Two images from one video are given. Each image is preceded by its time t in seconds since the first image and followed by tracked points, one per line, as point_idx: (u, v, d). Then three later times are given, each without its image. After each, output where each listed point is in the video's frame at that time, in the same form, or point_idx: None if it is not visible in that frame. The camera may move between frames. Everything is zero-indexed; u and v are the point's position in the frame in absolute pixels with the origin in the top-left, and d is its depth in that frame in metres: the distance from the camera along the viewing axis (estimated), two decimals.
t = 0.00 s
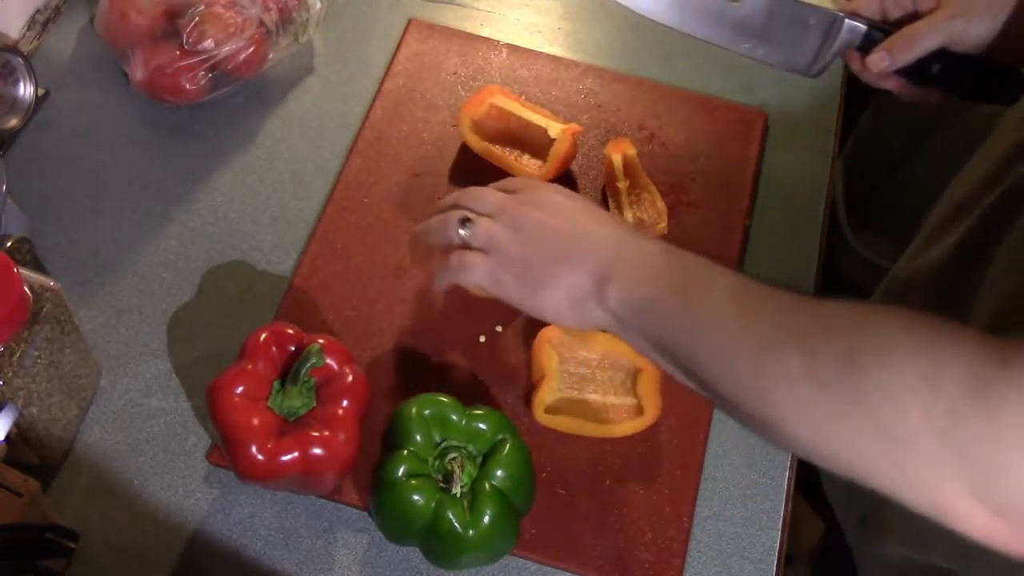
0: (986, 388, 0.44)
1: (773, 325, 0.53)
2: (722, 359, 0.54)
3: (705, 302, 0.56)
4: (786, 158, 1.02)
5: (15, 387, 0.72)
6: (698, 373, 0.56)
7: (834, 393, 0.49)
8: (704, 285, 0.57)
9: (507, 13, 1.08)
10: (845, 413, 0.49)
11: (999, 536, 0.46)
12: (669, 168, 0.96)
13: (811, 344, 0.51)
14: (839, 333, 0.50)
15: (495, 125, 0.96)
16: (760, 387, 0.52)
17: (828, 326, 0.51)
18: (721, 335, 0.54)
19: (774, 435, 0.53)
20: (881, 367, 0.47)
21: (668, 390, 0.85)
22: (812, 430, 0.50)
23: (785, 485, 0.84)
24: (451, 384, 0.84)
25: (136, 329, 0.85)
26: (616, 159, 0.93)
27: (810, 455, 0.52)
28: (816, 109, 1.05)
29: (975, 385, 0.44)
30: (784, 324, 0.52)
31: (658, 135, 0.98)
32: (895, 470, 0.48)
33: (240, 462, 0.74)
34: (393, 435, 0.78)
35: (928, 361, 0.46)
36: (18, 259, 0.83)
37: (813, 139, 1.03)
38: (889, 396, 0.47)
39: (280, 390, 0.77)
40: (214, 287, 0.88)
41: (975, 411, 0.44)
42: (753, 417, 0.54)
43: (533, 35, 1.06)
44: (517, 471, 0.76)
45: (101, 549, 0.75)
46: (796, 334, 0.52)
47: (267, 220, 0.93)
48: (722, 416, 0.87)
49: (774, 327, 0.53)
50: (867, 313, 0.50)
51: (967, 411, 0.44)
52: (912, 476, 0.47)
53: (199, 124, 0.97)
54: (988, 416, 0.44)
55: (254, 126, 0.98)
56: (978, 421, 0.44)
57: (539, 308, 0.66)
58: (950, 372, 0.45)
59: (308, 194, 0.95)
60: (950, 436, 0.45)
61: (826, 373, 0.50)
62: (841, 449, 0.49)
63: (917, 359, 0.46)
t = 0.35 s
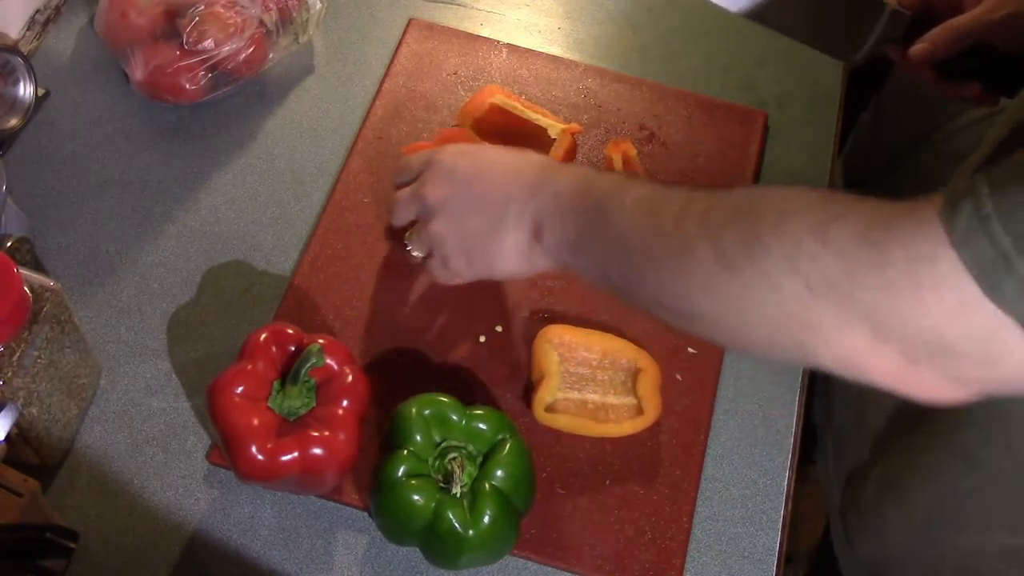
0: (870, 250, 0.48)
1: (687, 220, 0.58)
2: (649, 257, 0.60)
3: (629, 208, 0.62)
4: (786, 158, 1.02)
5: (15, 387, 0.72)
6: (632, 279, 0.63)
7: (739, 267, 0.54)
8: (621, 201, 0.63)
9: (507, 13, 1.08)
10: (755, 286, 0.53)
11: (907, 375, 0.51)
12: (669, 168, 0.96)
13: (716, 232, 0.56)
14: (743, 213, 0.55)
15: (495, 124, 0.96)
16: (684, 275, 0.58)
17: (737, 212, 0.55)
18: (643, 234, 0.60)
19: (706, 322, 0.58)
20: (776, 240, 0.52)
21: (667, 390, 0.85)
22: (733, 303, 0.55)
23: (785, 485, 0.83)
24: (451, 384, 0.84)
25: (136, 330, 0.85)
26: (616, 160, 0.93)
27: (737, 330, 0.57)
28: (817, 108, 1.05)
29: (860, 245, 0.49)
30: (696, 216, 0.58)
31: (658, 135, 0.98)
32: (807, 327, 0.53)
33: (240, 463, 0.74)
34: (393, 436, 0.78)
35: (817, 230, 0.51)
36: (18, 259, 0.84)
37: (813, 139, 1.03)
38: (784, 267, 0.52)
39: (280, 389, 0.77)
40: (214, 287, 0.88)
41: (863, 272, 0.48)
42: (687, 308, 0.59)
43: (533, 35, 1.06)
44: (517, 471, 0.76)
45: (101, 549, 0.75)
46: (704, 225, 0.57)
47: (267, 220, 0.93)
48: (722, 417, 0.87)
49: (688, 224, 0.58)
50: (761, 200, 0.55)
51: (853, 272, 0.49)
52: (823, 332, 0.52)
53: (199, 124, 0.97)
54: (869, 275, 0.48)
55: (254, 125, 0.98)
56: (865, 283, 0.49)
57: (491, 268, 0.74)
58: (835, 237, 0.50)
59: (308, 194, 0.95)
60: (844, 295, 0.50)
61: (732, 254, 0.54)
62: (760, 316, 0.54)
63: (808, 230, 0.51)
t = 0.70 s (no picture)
0: (886, 108, 0.49)
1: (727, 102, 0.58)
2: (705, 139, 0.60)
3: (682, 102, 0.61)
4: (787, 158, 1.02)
5: (15, 387, 0.72)
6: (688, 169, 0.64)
7: (773, 139, 0.55)
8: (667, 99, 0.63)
9: (507, 13, 1.08)
10: (789, 152, 0.55)
11: (937, 223, 0.52)
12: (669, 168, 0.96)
13: (752, 113, 0.56)
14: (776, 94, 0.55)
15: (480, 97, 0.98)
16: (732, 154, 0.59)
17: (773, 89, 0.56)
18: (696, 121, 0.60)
19: (753, 198, 0.60)
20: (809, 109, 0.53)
21: (667, 389, 0.85)
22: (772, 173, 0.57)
23: (786, 485, 0.83)
24: (451, 384, 0.83)
25: (136, 330, 0.85)
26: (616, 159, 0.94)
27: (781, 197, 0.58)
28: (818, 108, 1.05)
29: (880, 109, 0.49)
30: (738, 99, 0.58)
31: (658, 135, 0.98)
32: (841, 189, 0.54)
33: (240, 463, 0.74)
34: (393, 436, 0.78)
35: (843, 98, 0.51)
36: (18, 259, 0.83)
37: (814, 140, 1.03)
38: (817, 134, 0.53)
39: (280, 390, 0.77)
40: (214, 288, 0.88)
41: (880, 132, 0.50)
42: (734, 185, 0.60)
43: (533, 35, 1.06)
44: (517, 470, 0.76)
45: (101, 549, 0.75)
46: (743, 106, 0.57)
47: (267, 219, 0.93)
48: (723, 416, 0.87)
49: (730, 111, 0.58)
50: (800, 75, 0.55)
51: (874, 134, 0.50)
52: (853, 190, 0.53)
53: (199, 124, 0.97)
54: (888, 135, 0.49)
55: (254, 126, 0.98)
56: (889, 138, 0.49)
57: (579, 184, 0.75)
58: (858, 99, 0.50)
59: (309, 194, 0.95)
60: (870, 156, 0.51)
61: (768, 128, 0.55)
62: (797, 181, 0.56)
63: (834, 101, 0.52)
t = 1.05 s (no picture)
0: (931, 216, 0.53)
1: (758, 180, 0.61)
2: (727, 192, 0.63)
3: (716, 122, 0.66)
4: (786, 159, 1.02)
5: (15, 387, 0.72)
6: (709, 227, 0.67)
7: (824, 232, 0.57)
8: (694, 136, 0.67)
9: (507, 13, 1.08)
10: (835, 248, 0.57)
11: (971, 333, 0.55)
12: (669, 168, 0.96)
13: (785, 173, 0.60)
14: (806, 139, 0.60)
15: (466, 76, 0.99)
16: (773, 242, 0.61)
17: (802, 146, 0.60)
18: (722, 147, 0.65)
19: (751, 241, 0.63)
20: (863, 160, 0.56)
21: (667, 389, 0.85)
22: (818, 263, 0.59)
23: (785, 485, 0.84)
24: (450, 384, 0.83)
25: (136, 330, 0.85)
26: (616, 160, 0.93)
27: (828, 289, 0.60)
28: (818, 108, 1.05)
29: (930, 205, 0.53)
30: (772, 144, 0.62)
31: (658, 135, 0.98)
32: (880, 290, 0.57)
33: (240, 463, 0.74)
34: (393, 436, 0.78)
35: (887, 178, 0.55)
36: (18, 260, 0.83)
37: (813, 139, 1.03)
38: (866, 235, 0.56)
39: (281, 389, 0.77)
40: (214, 287, 0.88)
41: (932, 239, 0.53)
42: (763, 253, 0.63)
43: (533, 35, 1.06)
44: (517, 470, 0.76)
45: (101, 549, 0.75)
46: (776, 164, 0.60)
47: (267, 220, 0.93)
48: (722, 416, 0.87)
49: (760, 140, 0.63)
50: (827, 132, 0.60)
51: (913, 213, 0.54)
52: (903, 281, 0.55)
53: (199, 124, 0.97)
54: (956, 221, 0.52)
55: (254, 126, 0.98)
56: (943, 166, 0.54)
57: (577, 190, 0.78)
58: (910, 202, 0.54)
59: (309, 194, 0.95)
60: (908, 218, 0.54)
61: (814, 227, 0.58)
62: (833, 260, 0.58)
63: (880, 182, 0.55)
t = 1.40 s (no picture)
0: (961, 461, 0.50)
1: (777, 392, 0.61)
2: (666, 419, 0.66)
3: (674, 342, 0.68)
4: (787, 158, 1.02)
5: (15, 387, 0.72)
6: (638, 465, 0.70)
7: (810, 443, 0.58)
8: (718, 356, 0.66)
9: (507, 13, 1.08)
10: (824, 464, 0.57)
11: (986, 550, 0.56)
12: (670, 168, 0.96)
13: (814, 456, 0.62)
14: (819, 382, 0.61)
15: (465, 74, 0.99)
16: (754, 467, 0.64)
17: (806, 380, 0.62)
18: (706, 356, 0.66)
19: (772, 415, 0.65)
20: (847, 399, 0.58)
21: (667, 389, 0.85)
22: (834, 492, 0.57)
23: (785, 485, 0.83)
24: (450, 384, 0.83)
25: (136, 330, 0.85)
26: (616, 159, 0.94)
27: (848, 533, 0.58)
28: (818, 108, 1.05)
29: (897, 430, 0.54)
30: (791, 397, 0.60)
31: (658, 135, 0.98)
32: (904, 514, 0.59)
33: (240, 463, 0.74)
34: (393, 435, 0.78)
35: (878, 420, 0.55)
36: (18, 259, 0.83)
37: (814, 139, 1.03)
38: (840, 448, 0.56)
39: (280, 389, 0.77)
40: (214, 287, 0.88)
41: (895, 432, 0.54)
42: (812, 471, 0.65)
43: (533, 35, 1.06)
44: (517, 470, 0.76)
45: (101, 550, 0.75)
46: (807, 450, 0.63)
47: (267, 220, 0.93)
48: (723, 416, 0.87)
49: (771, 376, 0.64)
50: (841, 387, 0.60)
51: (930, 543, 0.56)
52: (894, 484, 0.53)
53: (199, 124, 0.97)
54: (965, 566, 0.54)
55: (254, 125, 0.98)
56: (908, 422, 0.54)
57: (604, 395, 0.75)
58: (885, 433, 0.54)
59: (309, 194, 0.95)
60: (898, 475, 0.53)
61: (738, 422, 0.62)
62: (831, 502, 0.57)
63: (870, 420, 0.55)
